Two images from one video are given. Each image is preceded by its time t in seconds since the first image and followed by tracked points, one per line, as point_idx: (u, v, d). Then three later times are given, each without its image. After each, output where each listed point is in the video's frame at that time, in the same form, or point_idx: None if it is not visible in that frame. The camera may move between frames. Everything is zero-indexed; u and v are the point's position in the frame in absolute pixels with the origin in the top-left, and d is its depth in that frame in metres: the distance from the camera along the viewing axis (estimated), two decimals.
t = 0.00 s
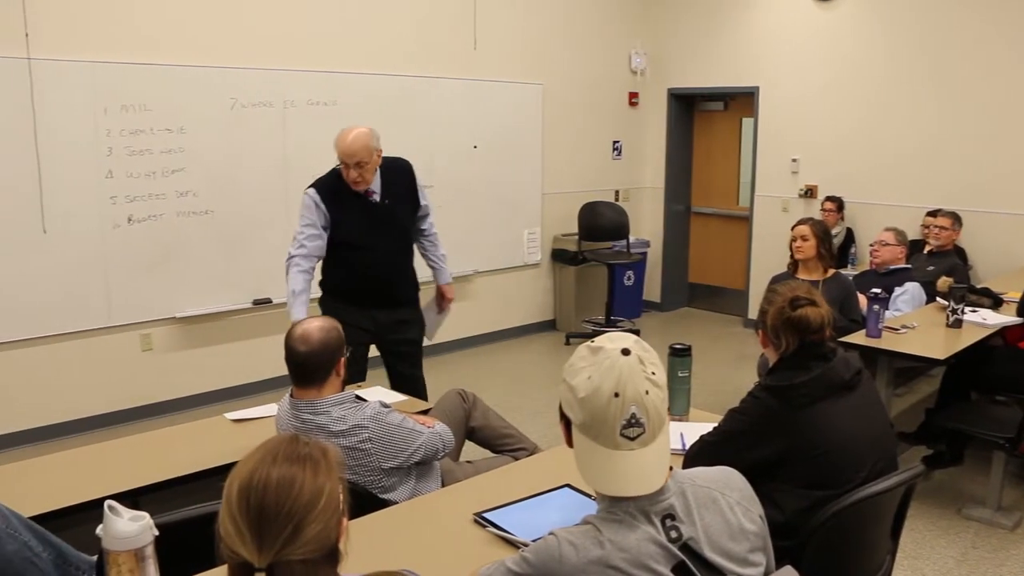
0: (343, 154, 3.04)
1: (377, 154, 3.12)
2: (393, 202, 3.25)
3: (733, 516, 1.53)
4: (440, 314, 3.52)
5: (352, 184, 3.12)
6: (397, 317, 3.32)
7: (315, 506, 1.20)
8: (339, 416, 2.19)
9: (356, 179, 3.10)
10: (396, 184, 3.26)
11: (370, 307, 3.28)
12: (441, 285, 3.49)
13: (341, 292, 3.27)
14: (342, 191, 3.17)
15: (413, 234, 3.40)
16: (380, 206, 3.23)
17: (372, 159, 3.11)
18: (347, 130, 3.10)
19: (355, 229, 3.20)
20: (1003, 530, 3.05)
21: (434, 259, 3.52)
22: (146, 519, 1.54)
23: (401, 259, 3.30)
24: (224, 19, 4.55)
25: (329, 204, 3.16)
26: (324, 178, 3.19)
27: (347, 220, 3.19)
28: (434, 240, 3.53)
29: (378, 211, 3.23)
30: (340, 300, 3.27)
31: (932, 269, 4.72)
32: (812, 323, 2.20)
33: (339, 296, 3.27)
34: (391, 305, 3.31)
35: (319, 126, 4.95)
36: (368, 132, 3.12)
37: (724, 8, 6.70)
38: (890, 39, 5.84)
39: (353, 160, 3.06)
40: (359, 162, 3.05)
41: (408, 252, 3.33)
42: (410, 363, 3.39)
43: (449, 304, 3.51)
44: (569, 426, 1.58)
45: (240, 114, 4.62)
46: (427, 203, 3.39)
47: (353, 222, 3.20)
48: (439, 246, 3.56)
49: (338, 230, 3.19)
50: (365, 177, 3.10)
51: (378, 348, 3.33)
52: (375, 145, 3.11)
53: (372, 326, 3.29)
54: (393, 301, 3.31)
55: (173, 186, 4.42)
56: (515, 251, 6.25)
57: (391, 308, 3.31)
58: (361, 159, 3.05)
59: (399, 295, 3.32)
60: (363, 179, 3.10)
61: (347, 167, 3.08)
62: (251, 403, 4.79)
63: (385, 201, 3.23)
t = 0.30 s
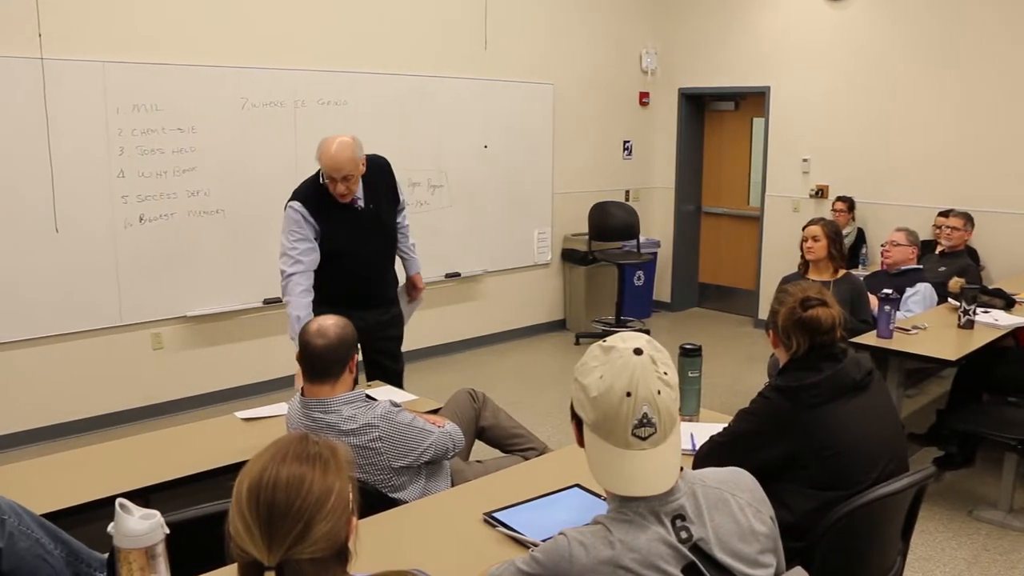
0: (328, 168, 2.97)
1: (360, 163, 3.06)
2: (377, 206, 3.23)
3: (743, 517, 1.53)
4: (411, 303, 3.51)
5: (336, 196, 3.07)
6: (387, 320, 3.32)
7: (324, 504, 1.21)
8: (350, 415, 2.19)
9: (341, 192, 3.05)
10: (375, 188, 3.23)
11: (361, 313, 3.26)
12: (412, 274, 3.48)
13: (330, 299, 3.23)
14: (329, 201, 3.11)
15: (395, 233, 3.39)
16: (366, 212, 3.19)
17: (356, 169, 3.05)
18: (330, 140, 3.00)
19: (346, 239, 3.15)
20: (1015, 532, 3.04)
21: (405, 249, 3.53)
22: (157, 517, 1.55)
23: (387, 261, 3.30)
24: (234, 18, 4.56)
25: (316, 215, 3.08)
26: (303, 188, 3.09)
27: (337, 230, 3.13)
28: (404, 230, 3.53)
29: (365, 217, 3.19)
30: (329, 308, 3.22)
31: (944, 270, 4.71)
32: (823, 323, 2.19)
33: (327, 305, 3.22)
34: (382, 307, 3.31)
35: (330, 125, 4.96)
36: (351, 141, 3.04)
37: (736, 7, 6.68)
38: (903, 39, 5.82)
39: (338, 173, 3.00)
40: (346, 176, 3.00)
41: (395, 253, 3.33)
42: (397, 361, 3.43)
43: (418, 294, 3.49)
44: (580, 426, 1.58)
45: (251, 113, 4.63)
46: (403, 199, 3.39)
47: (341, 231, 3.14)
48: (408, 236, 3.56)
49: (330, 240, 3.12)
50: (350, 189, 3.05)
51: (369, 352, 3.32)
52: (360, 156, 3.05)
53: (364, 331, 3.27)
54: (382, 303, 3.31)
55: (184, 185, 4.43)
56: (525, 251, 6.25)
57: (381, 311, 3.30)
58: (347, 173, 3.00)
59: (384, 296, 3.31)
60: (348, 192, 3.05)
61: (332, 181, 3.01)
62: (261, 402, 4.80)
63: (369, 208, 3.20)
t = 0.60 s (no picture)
0: (327, 175, 2.95)
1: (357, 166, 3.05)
2: (374, 208, 3.24)
3: (751, 518, 1.53)
4: (411, 299, 3.51)
5: (334, 201, 3.06)
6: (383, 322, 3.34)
7: (331, 505, 1.21)
8: (359, 415, 2.20)
9: (339, 197, 3.04)
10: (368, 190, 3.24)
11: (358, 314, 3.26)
12: (409, 270, 3.49)
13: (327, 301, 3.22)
14: (326, 205, 3.10)
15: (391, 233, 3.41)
16: (364, 214, 3.21)
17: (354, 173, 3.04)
18: (327, 146, 2.98)
19: (344, 241, 3.15)
20: None
21: (401, 244, 3.54)
22: (165, 515, 1.55)
23: (384, 262, 3.31)
24: (243, 18, 4.56)
25: (314, 220, 3.07)
26: (298, 194, 3.08)
27: (336, 233, 3.13)
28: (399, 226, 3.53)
29: (362, 219, 3.20)
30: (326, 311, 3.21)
31: (954, 270, 4.69)
32: (832, 324, 2.18)
33: (325, 307, 3.21)
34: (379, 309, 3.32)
35: (340, 126, 4.96)
36: (347, 146, 3.02)
37: (745, 7, 6.66)
38: (913, 39, 5.80)
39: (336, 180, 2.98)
40: (345, 182, 2.99)
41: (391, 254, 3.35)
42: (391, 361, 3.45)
43: (418, 290, 3.47)
44: (589, 426, 1.58)
45: (260, 113, 4.64)
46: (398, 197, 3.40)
47: (340, 234, 3.14)
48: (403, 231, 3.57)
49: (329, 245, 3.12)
50: (348, 195, 3.05)
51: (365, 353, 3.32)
52: (356, 160, 3.04)
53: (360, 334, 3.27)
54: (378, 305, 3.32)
55: (193, 185, 4.44)
56: (533, 250, 6.25)
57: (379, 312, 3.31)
58: (346, 179, 2.99)
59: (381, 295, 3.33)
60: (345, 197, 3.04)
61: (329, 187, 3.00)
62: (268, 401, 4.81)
63: (365, 211, 3.21)
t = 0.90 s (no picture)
0: (320, 174, 2.96)
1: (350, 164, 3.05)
2: (366, 207, 3.24)
3: (747, 518, 1.53)
4: (409, 297, 3.49)
5: (327, 200, 3.08)
6: (375, 323, 3.33)
7: (326, 505, 1.20)
8: (355, 415, 2.20)
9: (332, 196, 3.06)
10: (361, 189, 3.24)
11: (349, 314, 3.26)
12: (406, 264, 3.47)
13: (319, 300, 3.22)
14: (317, 202, 3.10)
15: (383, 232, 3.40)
16: (355, 213, 3.21)
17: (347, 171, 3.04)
18: (319, 144, 2.98)
19: (335, 241, 3.15)
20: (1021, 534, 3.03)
21: (394, 240, 3.52)
22: (161, 515, 1.55)
23: (376, 261, 3.31)
24: (239, 18, 4.56)
25: (305, 218, 3.08)
26: (289, 191, 3.09)
27: (327, 231, 3.13)
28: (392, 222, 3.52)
29: (354, 219, 3.20)
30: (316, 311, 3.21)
31: (950, 270, 4.70)
32: (838, 322, 2.18)
33: (315, 307, 3.21)
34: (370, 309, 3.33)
35: (336, 125, 4.96)
36: (340, 145, 3.01)
37: (742, 7, 6.67)
38: (909, 40, 5.81)
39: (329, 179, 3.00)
40: (337, 182, 3.00)
41: (383, 255, 3.34)
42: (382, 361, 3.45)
43: (416, 286, 3.46)
44: (585, 425, 1.58)
45: (256, 113, 4.63)
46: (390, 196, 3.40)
47: (331, 232, 3.14)
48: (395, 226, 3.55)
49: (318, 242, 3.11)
50: (341, 193, 3.07)
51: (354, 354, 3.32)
52: (349, 159, 3.04)
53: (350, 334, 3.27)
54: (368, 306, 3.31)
55: (190, 184, 4.44)
56: (529, 250, 6.25)
57: (369, 312, 3.31)
58: (339, 178, 3.00)
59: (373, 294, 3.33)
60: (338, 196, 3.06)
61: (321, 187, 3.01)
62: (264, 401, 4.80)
63: (356, 210, 3.21)
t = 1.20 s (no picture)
0: (328, 168, 2.97)
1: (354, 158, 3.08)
2: (365, 204, 3.24)
3: (743, 517, 1.53)
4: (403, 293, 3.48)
5: (332, 193, 3.08)
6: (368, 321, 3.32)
7: (321, 505, 1.20)
8: (351, 415, 2.19)
9: (334, 190, 3.07)
10: (361, 185, 3.24)
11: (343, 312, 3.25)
12: (399, 261, 3.46)
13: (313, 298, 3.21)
14: (317, 197, 3.09)
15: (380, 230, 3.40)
16: (355, 210, 3.20)
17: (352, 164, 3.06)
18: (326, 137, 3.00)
19: (334, 237, 3.14)
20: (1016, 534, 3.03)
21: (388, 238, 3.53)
22: (157, 516, 1.55)
23: (372, 260, 3.31)
24: (234, 17, 4.55)
25: (305, 213, 3.07)
26: (290, 184, 3.08)
27: (326, 227, 3.12)
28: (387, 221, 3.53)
29: (353, 215, 3.19)
30: (310, 308, 3.20)
31: (946, 270, 4.70)
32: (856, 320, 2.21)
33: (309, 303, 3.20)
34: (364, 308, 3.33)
35: (332, 125, 4.95)
36: (344, 138, 3.04)
37: (738, 7, 6.67)
38: (904, 40, 5.82)
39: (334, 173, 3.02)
40: (345, 175, 3.02)
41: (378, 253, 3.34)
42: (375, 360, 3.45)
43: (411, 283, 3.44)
44: (581, 426, 1.59)
45: (252, 113, 4.63)
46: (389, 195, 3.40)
47: (330, 228, 3.13)
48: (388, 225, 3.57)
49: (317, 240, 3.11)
50: (343, 189, 3.08)
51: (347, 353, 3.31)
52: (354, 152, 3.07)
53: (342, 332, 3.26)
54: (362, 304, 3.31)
55: (186, 184, 4.43)
56: (526, 250, 6.25)
57: (363, 311, 3.31)
58: (346, 171, 3.02)
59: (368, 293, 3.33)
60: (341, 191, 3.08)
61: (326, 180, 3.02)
62: (261, 401, 4.80)
63: (357, 205, 3.21)
